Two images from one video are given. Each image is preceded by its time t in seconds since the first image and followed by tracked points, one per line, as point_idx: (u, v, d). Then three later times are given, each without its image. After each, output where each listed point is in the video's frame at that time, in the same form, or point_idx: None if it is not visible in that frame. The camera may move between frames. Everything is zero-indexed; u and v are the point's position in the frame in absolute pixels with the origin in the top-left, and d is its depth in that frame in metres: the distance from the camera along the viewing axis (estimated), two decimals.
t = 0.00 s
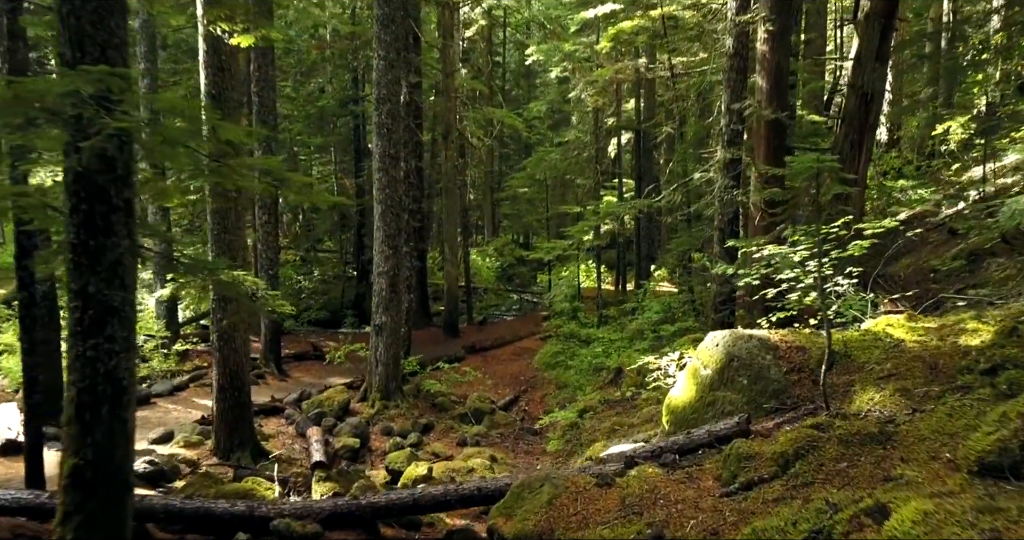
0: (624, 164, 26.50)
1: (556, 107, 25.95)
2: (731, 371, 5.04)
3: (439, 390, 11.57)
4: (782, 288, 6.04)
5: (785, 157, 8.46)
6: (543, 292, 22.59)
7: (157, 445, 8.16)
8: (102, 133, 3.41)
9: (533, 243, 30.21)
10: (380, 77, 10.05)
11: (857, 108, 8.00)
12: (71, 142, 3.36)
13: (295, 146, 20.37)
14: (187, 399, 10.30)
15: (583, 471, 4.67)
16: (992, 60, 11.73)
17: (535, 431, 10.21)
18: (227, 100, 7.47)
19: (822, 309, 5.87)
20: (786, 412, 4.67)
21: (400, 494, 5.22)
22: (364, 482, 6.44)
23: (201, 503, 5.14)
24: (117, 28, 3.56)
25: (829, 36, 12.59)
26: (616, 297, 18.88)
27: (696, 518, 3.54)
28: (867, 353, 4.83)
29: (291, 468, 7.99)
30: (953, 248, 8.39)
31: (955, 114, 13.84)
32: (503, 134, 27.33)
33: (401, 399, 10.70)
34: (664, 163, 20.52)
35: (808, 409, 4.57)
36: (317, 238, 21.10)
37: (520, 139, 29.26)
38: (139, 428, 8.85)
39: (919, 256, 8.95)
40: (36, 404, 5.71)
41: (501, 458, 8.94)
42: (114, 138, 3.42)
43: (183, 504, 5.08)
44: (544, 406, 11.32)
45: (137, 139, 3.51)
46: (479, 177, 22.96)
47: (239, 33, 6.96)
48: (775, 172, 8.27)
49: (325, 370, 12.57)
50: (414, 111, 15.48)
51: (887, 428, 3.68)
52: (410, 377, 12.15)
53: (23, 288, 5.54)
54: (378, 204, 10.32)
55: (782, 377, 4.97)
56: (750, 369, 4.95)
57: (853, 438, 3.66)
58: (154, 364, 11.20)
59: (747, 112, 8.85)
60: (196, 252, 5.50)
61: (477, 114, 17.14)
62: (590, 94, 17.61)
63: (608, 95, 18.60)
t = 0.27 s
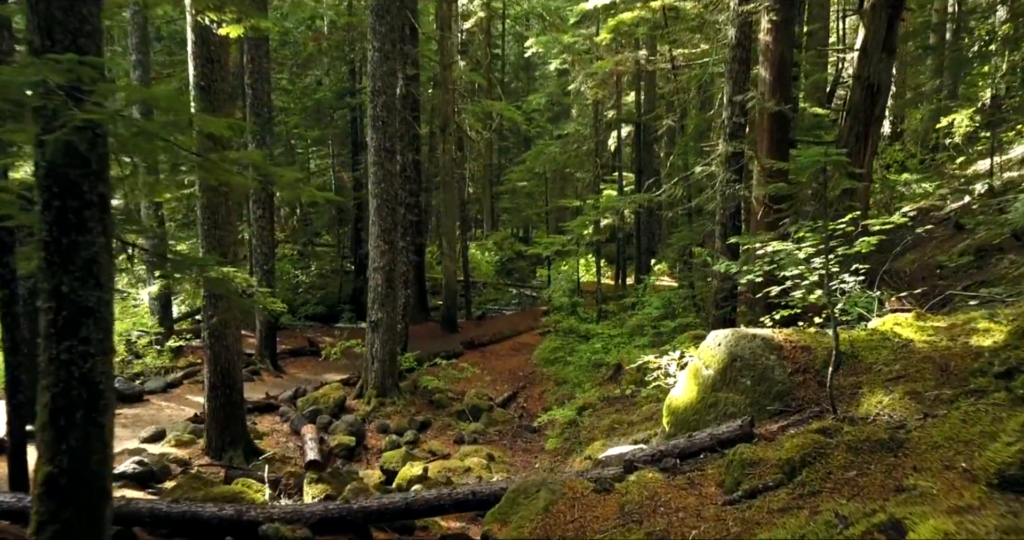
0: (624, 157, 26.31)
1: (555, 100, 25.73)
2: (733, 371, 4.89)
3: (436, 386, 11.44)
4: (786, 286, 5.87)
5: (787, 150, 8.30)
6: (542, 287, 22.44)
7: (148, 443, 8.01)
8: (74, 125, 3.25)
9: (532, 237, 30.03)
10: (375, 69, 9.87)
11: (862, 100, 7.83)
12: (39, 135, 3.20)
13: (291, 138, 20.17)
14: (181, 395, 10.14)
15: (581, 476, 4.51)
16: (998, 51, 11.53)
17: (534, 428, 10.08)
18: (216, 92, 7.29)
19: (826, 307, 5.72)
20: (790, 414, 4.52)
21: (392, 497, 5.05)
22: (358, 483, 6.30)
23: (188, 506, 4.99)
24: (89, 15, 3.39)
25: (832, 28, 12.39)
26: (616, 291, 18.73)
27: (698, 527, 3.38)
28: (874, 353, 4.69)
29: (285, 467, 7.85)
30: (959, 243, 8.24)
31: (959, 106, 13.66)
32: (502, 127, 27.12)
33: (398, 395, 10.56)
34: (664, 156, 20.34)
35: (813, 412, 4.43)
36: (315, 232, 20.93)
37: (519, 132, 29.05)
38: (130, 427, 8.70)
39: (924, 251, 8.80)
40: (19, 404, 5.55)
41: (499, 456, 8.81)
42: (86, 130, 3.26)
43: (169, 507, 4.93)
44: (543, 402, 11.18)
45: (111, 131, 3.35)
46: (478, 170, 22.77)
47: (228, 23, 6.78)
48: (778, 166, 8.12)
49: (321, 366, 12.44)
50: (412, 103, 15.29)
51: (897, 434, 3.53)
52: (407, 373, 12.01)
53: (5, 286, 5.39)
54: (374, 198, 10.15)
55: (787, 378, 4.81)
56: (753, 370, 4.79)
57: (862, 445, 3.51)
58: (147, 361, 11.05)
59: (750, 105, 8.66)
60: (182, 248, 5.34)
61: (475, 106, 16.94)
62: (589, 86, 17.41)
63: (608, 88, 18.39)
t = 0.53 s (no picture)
0: (624, 151, 26.09)
1: (554, 94, 25.49)
2: (737, 373, 4.73)
3: (434, 384, 11.28)
4: (790, 284, 5.70)
5: (790, 143, 8.10)
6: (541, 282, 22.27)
7: (138, 445, 7.84)
8: (40, 117, 3.06)
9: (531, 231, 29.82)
10: (371, 61, 9.65)
11: (868, 93, 7.64)
12: (4, 128, 3.03)
13: (288, 132, 19.95)
14: (173, 394, 9.97)
15: (579, 482, 4.32)
16: (1005, 44, 11.33)
17: (532, 427, 9.92)
18: (205, 85, 7.07)
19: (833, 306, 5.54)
20: (796, 419, 4.35)
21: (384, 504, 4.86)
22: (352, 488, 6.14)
23: (172, 514, 4.83)
24: None
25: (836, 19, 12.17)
26: (616, 287, 18.59)
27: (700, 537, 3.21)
28: (882, 355, 4.52)
29: (278, 469, 7.69)
30: (965, 240, 8.09)
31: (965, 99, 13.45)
32: (501, 120, 26.87)
33: (394, 394, 10.40)
34: (665, 151, 20.13)
35: (819, 417, 4.26)
36: (312, 226, 20.73)
37: (518, 126, 28.83)
38: (121, 427, 8.54)
39: (930, 248, 8.65)
40: None
41: (496, 456, 8.67)
42: (54, 125, 3.10)
43: (154, 514, 4.76)
44: (542, 401, 11.04)
45: (83, 126, 3.17)
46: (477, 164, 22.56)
47: (216, 13, 6.56)
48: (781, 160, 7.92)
49: (317, 364, 12.29)
50: (409, 97, 15.08)
51: (910, 443, 3.36)
52: (404, 370, 11.85)
53: None
54: (369, 193, 9.96)
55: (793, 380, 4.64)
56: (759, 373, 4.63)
57: (872, 454, 3.35)
58: (140, 358, 10.88)
59: (753, 98, 8.44)
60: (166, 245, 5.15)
61: (474, 99, 16.71)
62: (589, 80, 17.18)
63: (608, 81, 18.17)
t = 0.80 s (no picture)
0: (624, 144, 25.87)
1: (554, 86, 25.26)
2: (741, 376, 4.56)
3: (431, 382, 11.11)
4: (795, 283, 5.52)
5: (794, 136, 7.91)
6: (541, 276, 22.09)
7: (127, 445, 7.69)
8: None
9: (531, 225, 29.63)
10: (365, 52, 9.42)
11: (875, 85, 7.44)
12: None
13: (284, 125, 19.74)
14: (165, 392, 9.83)
15: (576, 490, 4.13)
16: (1013, 35, 11.11)
17: (531, 426, 9.75)
18: (192, 77, 6.87)
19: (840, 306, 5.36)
20: (802, 425, 4.17)
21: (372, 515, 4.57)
22: (343, 492, 5.97)
23: (155, 522, 4.59)
24: None
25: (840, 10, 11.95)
26: (616, 282, 18.41)
27: None
28: (892, 358, 4.33)
29: (270, 470, 7.53)
30: (973, 236, 7.90)
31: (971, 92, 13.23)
32: (501, 113, 26.63)
33: (390, 391, 10.23)
34: (665, 144, 19.91)
35: (827, 423, 4.08)
36: (310, 220, 20.55)
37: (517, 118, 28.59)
38: (110, 426, 8.40)
39: (936, 244, 8.46)
40: None
41: (493, 457, 8.51)
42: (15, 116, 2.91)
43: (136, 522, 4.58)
44: (541, 398, 10.87)
45: (46, 118, 2.98)
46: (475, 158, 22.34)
47: (202, 2, 6.35)
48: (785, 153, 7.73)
49: (312, 361, 12.12)
50: (406, 89, 14.88)
51: (925, 455, 3.19)
52: (401, 367, 11.69)
53: None
54: (364, 187, 9.76)
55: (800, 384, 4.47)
56: (765, 376, 4.45)
57: (886, 467, 3.18)
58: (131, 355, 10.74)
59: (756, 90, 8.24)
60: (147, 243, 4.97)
61: (472, 92, 16.50)
62: (589, 72, 16.96)
63: (608, 74, 17.95)
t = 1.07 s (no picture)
0: (625, 139, 25.64)
1: (554, 80, 25.01)
2: (744, 380, 4.40)
3: (428, 380, 10.95)
4: (800, 283, 5.34)
5: (798, 131, 7.73)
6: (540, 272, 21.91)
7: (116, 447, 7.56)
8: None
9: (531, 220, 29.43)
10: (360, 45, 9.21)
11: (881, 78, 7.25)
12: None
13: (281, 120, 19.53)
14: (157, 392, 9.71)
15: (573, 499, 3.97)
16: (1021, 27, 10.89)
17: (529, 426, 9.59)
18: (181, 69, 6.70)
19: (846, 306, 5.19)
20: (809, 432, 4.01)
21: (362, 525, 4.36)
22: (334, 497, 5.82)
23: (138, 530, 4.36)
24: None
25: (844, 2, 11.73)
26: (615, 278, 18.23)
27: None
28: (902, 362, 4.16)
29: (261, 472, 7.39)
30: (980, 233, 7.72)
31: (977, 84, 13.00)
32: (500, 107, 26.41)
33: (386, 390, 10.07)
34: (666, 138, 19.71)
35: (834, 430, 3.92)
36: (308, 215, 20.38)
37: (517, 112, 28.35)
38: (100, 427, 8.27)
39: (942, 241, 8.28)
40: None
41: (490, 458, 8.36)
42: None
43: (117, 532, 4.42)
44: (539, 397, 10.71)
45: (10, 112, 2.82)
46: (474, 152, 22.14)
47: None
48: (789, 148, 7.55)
49: (308, 359, 11.97)
50: (404, 83, 14.67)
51: (941, 468, 3.04)
52: (397, 366, 11.53)
53: None
54: (359, 183, 9.58)
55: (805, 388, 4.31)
56: (768, 380, 4.29)
57: (899, 480, 3.03)
58: (124, 353, 10.62)
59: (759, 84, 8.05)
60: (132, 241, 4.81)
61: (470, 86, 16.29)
62: (588, 65, 16.75)
63: (608, 67, 17.73)
